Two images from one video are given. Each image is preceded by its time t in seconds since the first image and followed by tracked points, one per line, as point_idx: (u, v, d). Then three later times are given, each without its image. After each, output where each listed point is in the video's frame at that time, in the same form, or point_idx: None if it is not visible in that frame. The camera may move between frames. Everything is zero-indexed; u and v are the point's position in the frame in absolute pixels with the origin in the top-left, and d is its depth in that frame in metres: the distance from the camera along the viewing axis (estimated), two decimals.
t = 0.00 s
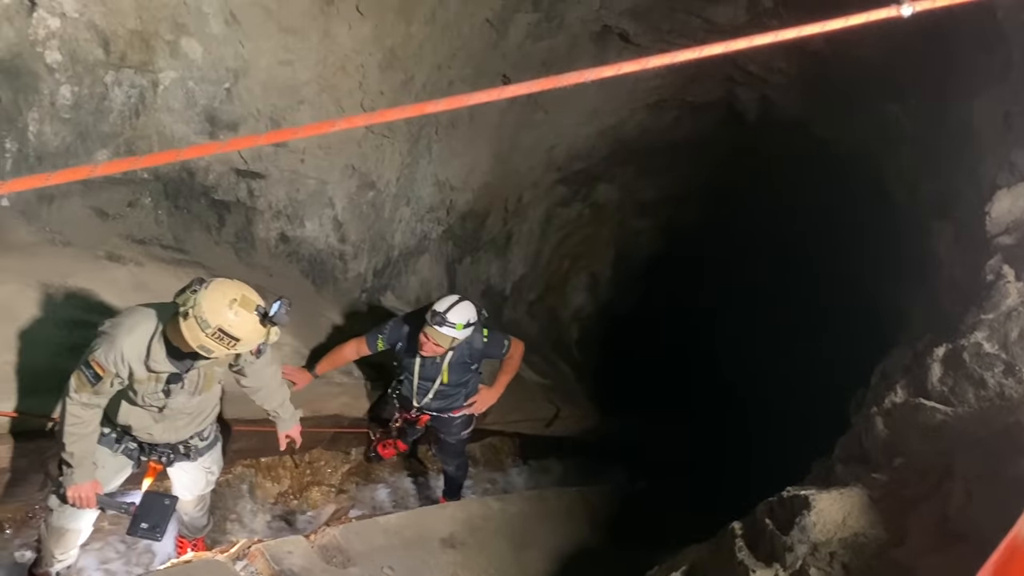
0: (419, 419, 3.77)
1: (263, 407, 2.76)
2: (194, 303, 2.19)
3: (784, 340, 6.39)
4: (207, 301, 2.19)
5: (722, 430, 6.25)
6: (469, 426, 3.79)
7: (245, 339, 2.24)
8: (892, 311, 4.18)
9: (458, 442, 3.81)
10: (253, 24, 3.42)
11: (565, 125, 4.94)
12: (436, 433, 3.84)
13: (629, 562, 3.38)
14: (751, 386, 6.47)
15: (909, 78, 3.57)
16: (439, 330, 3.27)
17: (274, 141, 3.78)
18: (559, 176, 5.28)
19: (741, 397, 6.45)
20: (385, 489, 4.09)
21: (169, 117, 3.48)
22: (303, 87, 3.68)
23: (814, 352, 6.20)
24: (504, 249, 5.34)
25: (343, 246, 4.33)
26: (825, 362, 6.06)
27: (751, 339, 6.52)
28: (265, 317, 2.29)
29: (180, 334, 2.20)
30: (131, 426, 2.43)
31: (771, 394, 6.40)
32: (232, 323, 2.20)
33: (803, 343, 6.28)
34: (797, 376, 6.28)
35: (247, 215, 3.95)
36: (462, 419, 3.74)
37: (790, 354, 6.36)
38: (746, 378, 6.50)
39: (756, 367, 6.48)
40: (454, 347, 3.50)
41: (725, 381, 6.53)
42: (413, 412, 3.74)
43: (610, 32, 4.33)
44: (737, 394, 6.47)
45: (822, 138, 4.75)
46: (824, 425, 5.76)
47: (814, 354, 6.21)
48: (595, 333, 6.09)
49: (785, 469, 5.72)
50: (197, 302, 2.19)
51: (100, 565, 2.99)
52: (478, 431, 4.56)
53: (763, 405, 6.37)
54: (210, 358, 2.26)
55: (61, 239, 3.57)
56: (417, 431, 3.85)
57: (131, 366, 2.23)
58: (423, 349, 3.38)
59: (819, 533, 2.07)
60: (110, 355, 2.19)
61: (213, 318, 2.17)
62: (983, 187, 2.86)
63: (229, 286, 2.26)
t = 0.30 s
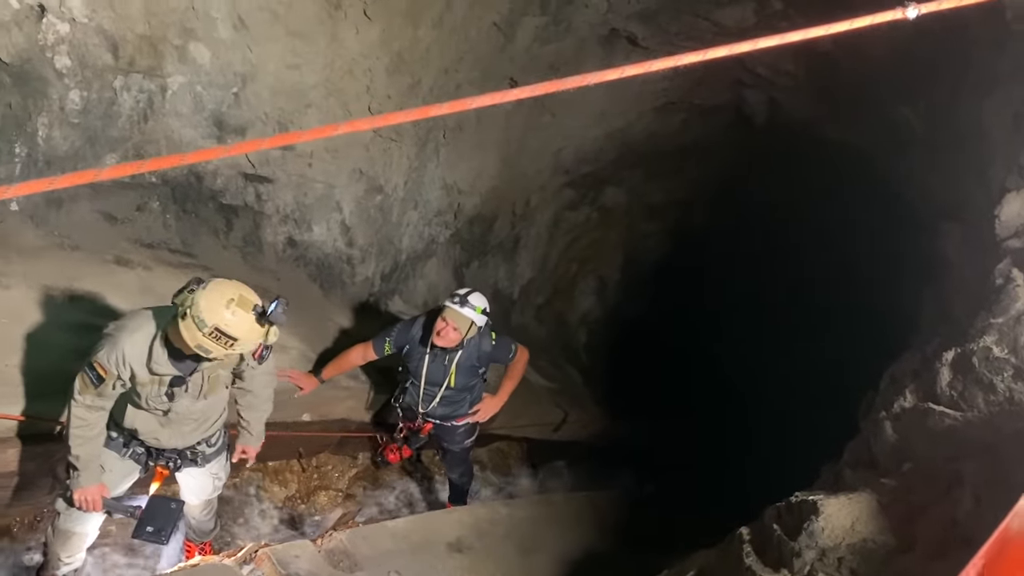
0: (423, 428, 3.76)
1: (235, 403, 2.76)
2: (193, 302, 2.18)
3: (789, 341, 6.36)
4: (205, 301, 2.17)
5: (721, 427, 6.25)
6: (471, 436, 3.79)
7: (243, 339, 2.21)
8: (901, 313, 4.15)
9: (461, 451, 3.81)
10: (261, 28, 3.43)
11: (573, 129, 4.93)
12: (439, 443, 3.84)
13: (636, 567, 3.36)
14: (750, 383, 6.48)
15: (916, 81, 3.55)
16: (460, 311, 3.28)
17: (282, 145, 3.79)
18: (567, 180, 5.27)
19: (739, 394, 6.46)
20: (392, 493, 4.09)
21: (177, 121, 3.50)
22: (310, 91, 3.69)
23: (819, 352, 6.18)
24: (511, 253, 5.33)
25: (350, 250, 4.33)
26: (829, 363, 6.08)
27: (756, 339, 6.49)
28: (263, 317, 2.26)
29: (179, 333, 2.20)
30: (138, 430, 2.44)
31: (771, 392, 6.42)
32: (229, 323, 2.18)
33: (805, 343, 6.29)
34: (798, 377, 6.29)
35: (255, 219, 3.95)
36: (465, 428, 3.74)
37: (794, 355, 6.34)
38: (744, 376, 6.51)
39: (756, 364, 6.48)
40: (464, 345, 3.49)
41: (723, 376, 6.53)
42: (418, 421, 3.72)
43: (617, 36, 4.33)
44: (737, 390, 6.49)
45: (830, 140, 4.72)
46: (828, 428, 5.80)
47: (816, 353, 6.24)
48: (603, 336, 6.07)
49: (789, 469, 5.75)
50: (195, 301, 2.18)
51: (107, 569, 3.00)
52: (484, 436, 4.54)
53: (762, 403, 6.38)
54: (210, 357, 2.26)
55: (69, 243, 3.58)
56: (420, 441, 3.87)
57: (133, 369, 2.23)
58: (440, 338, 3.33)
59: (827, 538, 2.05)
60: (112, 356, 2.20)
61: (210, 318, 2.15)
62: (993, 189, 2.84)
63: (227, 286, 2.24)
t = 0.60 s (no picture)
0: (427, 436, 3.77)
1: (274, 420, 2.72)
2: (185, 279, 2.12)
3: (799, 345, 6.33)
4: (189, 273, 2.11)
5: (729, 432, 6.24)
6: (477, 443, 3.79)
7: (210, 313, 2.04)
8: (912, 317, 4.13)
9: (468, 458, 3.80)
10: (271, 33, 3.45)
11: (583, 133, 4.92)
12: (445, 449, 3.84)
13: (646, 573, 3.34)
14: (761, 387, 6.46)
15: (925, 84, 3.54)
16: (464, 316, 3.29)
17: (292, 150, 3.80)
18: (576, 184, 5.27)
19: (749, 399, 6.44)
20: (401, 497, 4.09)
21: (188, 126, 3.52)
22: (320, 95, 3.71)
23: (830, 356, 6.14)
24: (520, 258, 5.33)
25: (360, 254, 4.34)
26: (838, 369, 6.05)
27: (766, 343, 6.48)
28: (238, 296, 2.07)
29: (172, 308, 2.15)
30: (148, 435, 2.45)
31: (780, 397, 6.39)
32: (202, 293, 2.04)
33: (815, 349, 6.26)
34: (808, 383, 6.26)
35: (265, 223, 3.97)
36: (470, 436, 3.74)
37: (805, 360, 6.33)
38: (753, 381, 6.49)
39: (766, 370, 6.46)
40: (470, 349, 3.49)
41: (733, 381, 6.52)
42: (422, 429, 3.74)
43: (626, 40, 4.33)
44: (746, 395, 6.47)
45: (842, 144, 4.70)
46: (836, 435, 5.76)
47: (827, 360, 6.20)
48: (613, 341, 6.06)
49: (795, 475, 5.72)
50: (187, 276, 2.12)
51: (118, 571, 3.01)
52: (493, 440, 4.54)
53: (770, 408, 6.36)
54: (193, 340, 2.13)
55: (81, 247, 3.61)
56: (425, 450, 3.88)
57: (138, 370, 2.23)
58: (444, 343, 3.33)
59: (838, 544, 2.04)
60: (118, 357, 2.21)
61: (188, 287, 2.07)
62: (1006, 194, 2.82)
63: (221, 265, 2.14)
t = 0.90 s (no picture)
0: (438, 440, 3.77)
1: (313, 399, 2.64)
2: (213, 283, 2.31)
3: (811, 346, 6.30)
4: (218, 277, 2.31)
5: (738, 435, 6.20)
6: (488, 446, 3.77)
7: (198, 278, 2.15)
8: (924, 321, 4.12)
9: (479, 460, 3.78)
10: (284, 39, 3.47)
11: (593, 138, 4.92)
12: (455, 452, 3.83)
13: None
14: (773, 389, 6.43)
15: (935, 88, 3.53)
16: (474, 318, 3.28)
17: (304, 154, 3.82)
18: (586, 189, 5.27)
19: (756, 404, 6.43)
20: (411, 501, 4.10)
21: (201, 131, 3.54)
22: (332, 100, 3.72)
23: (842, 358, 6.11)
24: (530, 262, 5.33)
25: (371, 258, 4.36)
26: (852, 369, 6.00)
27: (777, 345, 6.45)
28: (227, 270, 2.17)
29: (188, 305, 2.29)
30: (159, 439, 2.47)
31: (789, 401, 6.36)
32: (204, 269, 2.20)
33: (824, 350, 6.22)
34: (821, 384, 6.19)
35: (277, 227, 3.99)
36: (481, 438, 3.73)
37: (817, 362, 6.30)
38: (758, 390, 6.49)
39: (779, 372, 6.44)
40: (478, 353, 3.50)
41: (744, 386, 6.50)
42: (433, 433, 3.74)
43: (637, 45, 4.32)
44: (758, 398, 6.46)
45: (854, 149, 4.67)
46: (849, 435, 5.71)
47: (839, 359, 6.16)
48: (622, 345, 6.06)
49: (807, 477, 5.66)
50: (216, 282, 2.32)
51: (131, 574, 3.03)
52: (504, 444, 4.53)
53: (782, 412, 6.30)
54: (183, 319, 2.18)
55: (95, 251, 3.63)
56: (436, 452, 3.87)
57: (147, 374, 2.25)
58: (454, 345, 3.33)
59: (851, 550, 2.02)
60: (127, 360, 2.23)
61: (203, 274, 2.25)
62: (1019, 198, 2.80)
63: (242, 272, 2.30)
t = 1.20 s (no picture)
0: (445, 442, 3.78)
1: (325, 406, 2.68)
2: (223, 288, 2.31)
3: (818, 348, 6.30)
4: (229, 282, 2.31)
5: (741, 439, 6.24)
6: (496, 447, 3.78)
7: (212, 285, 2.15)
8: (933, 325, 4.10)
9: (486, 462, 3.80)
10: (293, 43, 3.48)
11: (601, 141, 4.92)
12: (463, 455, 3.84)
13: None
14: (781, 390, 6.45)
15: (945, 92, 3.52)
16: (481, 323, 3.29)
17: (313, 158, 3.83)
18: (594, 192, 5.27)
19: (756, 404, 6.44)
20: (418, 504, 4.11)
21: (211, 134, 3.56)
22: (340, 104, 3.74)
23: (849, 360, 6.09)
24: (537, 265, 5.34)
25: (379, 261, 4.37)
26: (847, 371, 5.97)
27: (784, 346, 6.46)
28: (242, 278, 2.18)
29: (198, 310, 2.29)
30: (167, 441, 2.48)
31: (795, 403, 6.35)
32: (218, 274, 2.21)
33: (826, 351, 6.20)
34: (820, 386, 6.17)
35: (286, 230, 4.01)
36: (488, 440, 3.74)
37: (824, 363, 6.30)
38: (764, 392, 6.50)
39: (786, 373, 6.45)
40: (484, 358, 3.50)
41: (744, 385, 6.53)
42: (440, 436, 3.75)
43: (646, 48, 4.32)
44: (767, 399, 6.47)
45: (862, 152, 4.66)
46: (848, 437, 5.68)
47: (834, 361, 6.14)
48: (629, 349, 6.06)
49: (809, 479, 5.63)
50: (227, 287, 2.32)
51: None
52: (511, 447, 4.53)
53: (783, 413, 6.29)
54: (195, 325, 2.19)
55: (105, 254, 3.66)
56: (444, 455, 3.88)
57: (156, 375, 2.26)
58: (461, 349, 3.33)
59: (861, 555, 2.02)
60: (136, 361, 2.24)
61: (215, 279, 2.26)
62: None
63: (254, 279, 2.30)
